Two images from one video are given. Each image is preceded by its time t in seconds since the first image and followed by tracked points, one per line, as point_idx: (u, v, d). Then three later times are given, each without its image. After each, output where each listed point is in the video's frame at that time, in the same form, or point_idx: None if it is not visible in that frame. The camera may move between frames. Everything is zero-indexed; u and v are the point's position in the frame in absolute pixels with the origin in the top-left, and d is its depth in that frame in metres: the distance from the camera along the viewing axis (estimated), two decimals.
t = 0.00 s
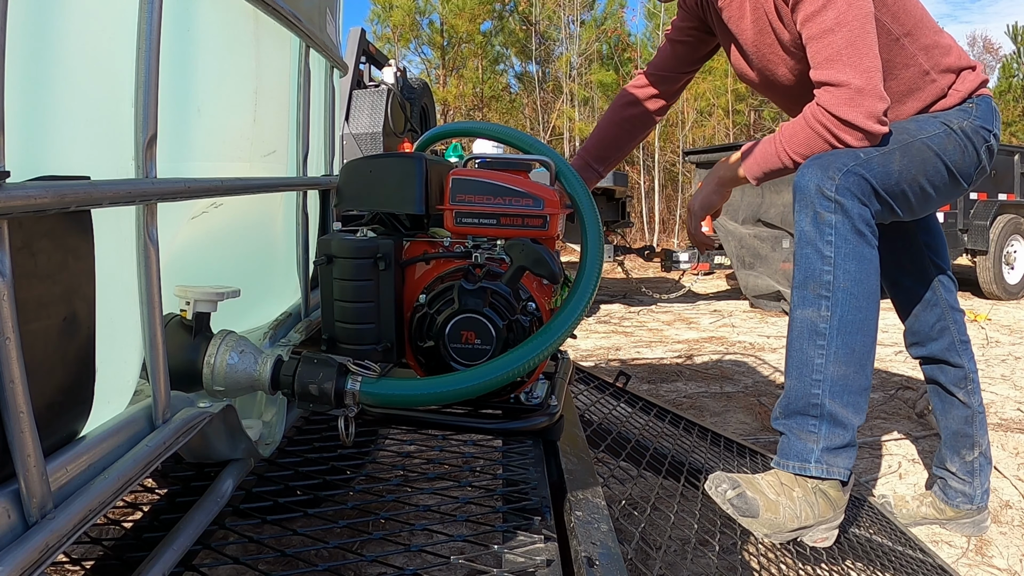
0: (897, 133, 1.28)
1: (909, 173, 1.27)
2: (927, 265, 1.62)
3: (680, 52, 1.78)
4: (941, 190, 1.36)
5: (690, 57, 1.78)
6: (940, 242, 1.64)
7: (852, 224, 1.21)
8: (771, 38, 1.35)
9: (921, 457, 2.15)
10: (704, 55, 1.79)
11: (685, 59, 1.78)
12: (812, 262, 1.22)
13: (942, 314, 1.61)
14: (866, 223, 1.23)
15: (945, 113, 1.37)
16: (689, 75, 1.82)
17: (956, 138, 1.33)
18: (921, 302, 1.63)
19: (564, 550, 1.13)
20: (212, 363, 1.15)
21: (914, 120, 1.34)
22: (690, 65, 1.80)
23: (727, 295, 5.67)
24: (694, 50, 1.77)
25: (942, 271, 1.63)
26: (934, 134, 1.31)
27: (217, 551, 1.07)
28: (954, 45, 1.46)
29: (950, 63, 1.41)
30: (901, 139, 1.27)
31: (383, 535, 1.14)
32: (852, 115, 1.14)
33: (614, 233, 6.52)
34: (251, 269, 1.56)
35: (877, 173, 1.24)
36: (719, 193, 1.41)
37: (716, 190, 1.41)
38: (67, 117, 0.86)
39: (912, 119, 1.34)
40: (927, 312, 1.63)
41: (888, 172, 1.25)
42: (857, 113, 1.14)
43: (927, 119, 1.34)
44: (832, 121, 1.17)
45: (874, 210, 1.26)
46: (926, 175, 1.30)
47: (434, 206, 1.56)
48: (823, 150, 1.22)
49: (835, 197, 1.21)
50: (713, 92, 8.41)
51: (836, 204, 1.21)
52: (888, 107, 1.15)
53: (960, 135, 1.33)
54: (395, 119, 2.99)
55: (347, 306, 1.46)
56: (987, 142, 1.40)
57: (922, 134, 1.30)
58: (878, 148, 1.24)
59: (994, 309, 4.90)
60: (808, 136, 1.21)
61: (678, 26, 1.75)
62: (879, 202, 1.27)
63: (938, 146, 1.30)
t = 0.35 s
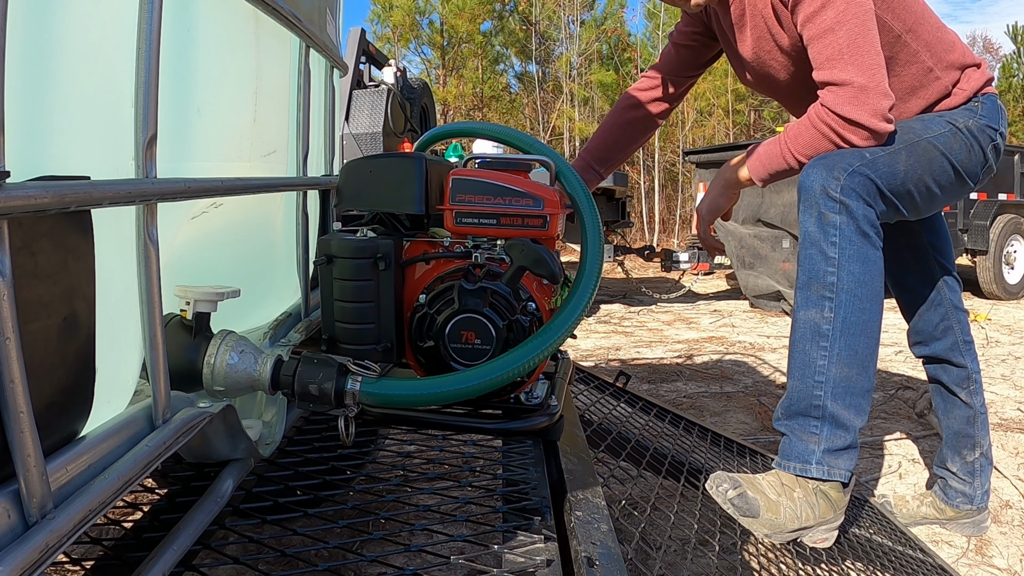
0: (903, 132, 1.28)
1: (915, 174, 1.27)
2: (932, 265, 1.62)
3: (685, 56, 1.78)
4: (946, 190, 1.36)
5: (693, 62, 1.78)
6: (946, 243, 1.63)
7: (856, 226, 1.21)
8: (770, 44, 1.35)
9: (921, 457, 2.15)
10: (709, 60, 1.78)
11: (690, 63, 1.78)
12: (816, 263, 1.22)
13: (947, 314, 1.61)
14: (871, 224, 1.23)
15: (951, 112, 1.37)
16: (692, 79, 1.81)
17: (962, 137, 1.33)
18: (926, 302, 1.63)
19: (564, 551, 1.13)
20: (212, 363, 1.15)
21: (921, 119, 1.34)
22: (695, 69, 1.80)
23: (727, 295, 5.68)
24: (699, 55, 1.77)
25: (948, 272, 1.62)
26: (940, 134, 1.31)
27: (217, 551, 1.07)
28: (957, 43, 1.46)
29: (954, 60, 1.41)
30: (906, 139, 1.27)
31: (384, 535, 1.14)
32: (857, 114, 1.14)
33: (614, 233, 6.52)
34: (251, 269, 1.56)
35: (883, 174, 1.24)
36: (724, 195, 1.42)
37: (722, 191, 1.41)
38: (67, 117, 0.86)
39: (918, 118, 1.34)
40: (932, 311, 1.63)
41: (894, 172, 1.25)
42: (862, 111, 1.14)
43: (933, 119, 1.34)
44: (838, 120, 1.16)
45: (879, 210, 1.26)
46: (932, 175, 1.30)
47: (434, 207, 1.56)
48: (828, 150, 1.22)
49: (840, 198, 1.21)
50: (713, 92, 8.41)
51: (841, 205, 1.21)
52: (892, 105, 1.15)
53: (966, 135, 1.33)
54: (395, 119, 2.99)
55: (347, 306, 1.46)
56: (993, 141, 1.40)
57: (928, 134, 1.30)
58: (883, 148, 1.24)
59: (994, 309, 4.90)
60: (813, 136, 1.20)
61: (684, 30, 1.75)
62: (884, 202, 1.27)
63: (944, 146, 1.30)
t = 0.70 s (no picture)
0: (902, 133, 1.28)
1: (912, 174, 1.27)
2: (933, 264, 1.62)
3: (684, 55, 1.77)
4: (944, 190, 1.36)
5: (695, 60, 1.78)
6: (947, 240, 1.63)
7: (853, 225, 1.21)
8: (772, 43, 1.36)
9: (921, 457, 2.15)
10: (710, 58, 1.78)
11: (690, 62, 1.78)
12: (813, 263, 1.22)
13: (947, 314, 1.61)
14: (867, 224, 1.23)
15: (952, 112, 1.37)
16: (693, 78, 1.81)
17: (961, 137, 1.33)
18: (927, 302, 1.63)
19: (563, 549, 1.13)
20: (212, 363, 1.15)
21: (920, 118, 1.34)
22: (696, 68, 1.80)
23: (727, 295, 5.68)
24: (699, 53, 1.76)
25: (949, 272, 1.62)
26: (938, 134, 1.31)
27: (217, 551, 1.07)
28: (959, 44, 1.46)
29: (955, 61, 1.41)
30: (905, 139, 1.27)
31: (383, 535, 1.14)
32: (854, 114, 1.14)
33: (614, 233, 6.52)
34: (251, 269, 1.56)
35: (880, 174, 1.24)
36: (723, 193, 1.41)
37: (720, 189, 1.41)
38: (67, 117, 0.86)
39: (917, 118, 1.34)
40: (933, 311, 1.62)
41: (892, 172, 1.25)
42: (858, 112, 1.14)
43: (932, 118, 1.34)
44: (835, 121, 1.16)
45: (875, 210, 1.26)
46: (930, 175, 1.30)
47: (434, 206, 1.56)
48: (825, 150, 1.22)
49: (835, 198, 1.21)
50: (713, 92, 8.42)
51: (837, 204, 1.21)
52: (890, 107, 1.15)
53: (966, 135, 1.33)
54: (395, 119, 2.99)
55: (347, 306, 1.46)
56: (993, 141, 1.40)
57: (926, 133, 1.30)
58: (880, 148, 1.24)
59: (994, 309, 4.90)
60: (810, 137, 1.20)
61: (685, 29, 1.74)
62: (881, 202, 1.27)
63: (941, 146, 1.30)
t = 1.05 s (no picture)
0: (908, 133, 1.28)
1: (919, 175, 1.27)
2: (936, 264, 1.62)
3: (685, 55, 1.77)
4: (950, 191, 1.35)
5: (695, 60, 1.78)
6: (951, 240, 1.63)
7: (859, 226, 1.21)
8: (779, 41, 1.36)
9: (921, 457, 2.15)
10: (711, 58, 1.78)
11: (691, 62, 1.78)
12: (819, 263, 1.21)
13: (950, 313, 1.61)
14: (873, 225, 1.23)
15: (959, 112, 1.37)
16: (694, 78, 1.81)
17: (967, 138, 1.33)
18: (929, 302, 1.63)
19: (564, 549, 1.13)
20: (212, 363, 1.15)
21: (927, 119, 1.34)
22: (697, 68, 1.80)
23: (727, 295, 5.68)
24: (700, 53, 1.76)
25: (952, 272, 1.62)
26: (944, 135, 1.31)
27: (217, 551, 1.07)
28: (965, 43, 1.46)
29: (962, 61, 1.42)
30: (912, 140, 1.27)
31: (383, 535, 1.14)
32: (863, 115, 1.14)
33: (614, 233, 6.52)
34: (251, 269, 1.56)
35: (887, 175, 1.24)
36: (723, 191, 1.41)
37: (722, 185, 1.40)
38: (66, 117, 0.86)
39: (923, 118, 1.34)
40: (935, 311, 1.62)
41: (899, 174, 1.25)
42: (868, 113, 1.14)
43: (939, 119, 1.34)
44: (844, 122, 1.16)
45: (881, 211, 1.27)
46: (936, 176, 1.30)
47: (434, 207, 1.56)
48: (833, 151, 1.21)
49: (843, 199, 1.21)
50: (713, 92, 8.42)
51: (844, 205, 1.21)
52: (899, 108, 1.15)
53: (972, 136, 1.33)
54: (395, 119, 2.99)
55: (347, 306, 1.47)
56: (999, 142, 1.40)
57: (933, 134, 1.30)
58: (887, 149, 1.24)
59: (994, 309, 4.90)
60: (817, 137, 1.19)
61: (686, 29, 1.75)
62: (887, 204, 1.27)
63: (948, 147, 1.30)
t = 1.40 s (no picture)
0: (914, 134, 1.28)
1: (925, 176, 1.27)
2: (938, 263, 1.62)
3: (688, 57, 1.78)
4: (956, 191, 1.35)
5: (697, 62, 1.79)
6: (955, 240, 1.63)
7: (865, 228, 1.21)
8: (785, 42, 1.36)
9: (921, 457, 2.15)
10: (713, 60, 1.79)
11: (692, 64, 1.79)
12: (824, 264, 1.21)
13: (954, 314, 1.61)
14: (878, 226, 1.23)
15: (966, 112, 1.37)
16: (696, 80, 1.82)
17: (973, 138, 1.33)
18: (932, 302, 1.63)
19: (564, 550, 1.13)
20: (212, 363, 1.15)
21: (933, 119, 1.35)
22: (698, 70, 1.81)
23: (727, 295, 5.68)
24: (702, 55, 1.77)
25: (956, 273, 1.62)
26: (951, 135, 1.31)
27: (216, 551, 1.07)
28: (972, 43, 1.46)
29: (969, 61, 1.41)
30: (918, 140, 1.27)
31: (384, 535, 1.14)
32: (874, 114, 1.14)
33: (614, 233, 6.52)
34: (251, 269, 1.56)
35: (892, 176, 1.24)
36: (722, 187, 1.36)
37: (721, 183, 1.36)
38: (66, 117, 0.86)
39: (929, 119, 1.34)
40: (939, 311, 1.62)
41: (905, 175, 1.25)
42: (877, 113, 1.14)
43: (945, 120, 1.34)
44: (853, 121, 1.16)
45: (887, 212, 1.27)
46: (942, 177, 1.30)
47: (434, 207, 1.57)
48: (839, 151, 1.21)
49: (849, 200, 1.21)
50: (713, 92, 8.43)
51: (850, 206, 1.21)
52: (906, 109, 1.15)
53: (978, 136, 1.33)
54: (395, 119, 2.99)
55: (347, 306, 1.46)
56: (1004, 142, 1.40)
57: (939, 135, 1.30)
58: (893, 149, 1.24)
59: (994, 309, 4.90)
60: (825, 138, 1.20)
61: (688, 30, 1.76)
62: (892, 205, 1.27)
63: (954, 147, 1.30)
